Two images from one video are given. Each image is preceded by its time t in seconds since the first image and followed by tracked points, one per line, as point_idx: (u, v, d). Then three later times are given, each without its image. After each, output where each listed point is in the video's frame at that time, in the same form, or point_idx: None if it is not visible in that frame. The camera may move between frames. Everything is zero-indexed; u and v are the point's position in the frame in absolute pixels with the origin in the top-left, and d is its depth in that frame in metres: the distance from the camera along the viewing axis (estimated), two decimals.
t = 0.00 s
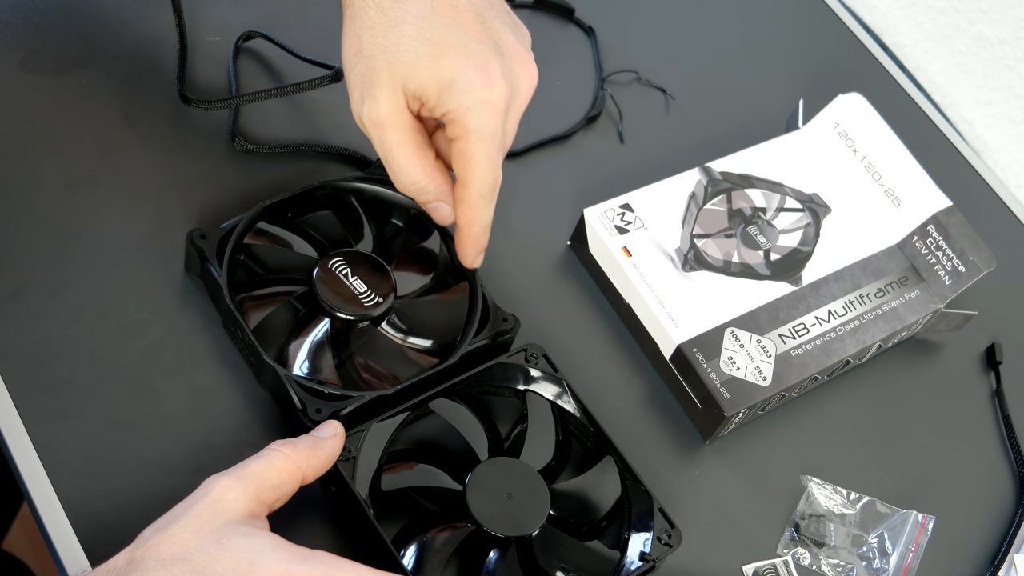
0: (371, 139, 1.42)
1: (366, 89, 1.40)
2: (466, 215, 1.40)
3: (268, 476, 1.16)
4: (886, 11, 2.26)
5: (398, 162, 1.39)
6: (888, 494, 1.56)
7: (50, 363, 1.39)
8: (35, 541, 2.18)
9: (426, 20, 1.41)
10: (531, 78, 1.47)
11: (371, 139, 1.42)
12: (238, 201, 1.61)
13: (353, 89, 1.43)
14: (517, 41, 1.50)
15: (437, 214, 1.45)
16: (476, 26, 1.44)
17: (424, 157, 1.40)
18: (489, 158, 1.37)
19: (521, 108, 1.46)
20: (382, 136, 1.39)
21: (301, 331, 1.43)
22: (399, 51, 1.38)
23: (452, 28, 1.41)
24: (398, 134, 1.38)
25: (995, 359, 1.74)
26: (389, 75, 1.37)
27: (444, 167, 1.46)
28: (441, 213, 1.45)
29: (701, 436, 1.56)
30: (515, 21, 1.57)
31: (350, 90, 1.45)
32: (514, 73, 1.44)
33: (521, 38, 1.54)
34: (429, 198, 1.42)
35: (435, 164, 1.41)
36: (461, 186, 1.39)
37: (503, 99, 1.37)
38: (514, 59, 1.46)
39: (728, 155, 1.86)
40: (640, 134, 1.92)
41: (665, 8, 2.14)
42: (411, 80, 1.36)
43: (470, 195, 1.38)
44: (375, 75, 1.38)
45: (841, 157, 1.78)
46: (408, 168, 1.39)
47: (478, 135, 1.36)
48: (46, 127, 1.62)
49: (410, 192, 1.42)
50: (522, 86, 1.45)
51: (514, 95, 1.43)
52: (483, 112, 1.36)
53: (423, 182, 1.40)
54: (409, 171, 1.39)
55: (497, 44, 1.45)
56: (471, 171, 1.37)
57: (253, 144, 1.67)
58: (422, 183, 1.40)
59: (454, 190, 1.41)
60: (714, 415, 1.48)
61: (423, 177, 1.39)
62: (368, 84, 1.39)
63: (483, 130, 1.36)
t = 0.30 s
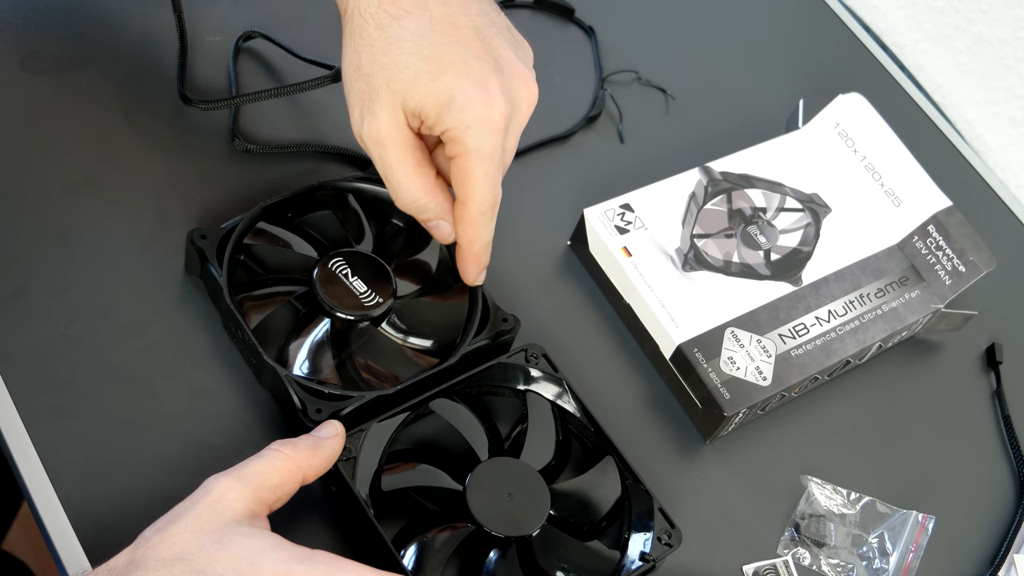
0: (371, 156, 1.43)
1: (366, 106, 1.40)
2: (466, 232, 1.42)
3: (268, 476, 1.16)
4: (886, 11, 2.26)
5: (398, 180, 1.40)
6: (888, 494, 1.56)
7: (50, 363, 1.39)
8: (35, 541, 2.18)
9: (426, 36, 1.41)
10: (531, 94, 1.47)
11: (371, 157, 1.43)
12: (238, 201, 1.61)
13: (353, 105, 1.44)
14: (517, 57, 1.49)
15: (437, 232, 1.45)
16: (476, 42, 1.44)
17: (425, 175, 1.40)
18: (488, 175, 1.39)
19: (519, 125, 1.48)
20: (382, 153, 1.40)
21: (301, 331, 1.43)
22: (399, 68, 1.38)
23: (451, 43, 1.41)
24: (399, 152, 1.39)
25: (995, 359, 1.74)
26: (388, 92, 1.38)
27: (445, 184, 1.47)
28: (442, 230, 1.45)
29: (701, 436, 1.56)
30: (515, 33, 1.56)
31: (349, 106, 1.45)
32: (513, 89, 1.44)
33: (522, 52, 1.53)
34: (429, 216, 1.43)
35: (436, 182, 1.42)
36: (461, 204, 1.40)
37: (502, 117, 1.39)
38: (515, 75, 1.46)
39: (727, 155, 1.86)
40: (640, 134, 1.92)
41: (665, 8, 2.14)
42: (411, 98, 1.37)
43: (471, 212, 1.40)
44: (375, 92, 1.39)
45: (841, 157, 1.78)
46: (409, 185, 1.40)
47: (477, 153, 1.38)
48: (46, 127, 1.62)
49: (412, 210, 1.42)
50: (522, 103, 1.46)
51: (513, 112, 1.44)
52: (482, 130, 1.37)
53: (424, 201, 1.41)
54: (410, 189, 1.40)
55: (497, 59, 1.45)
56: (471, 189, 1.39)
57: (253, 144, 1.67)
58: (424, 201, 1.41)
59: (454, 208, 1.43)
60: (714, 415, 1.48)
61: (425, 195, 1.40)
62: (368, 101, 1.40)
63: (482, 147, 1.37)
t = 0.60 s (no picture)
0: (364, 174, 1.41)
1: (357, 123, 1.38)
2: (459, 251, 1.40)
3: (268, 476, 1.16)
4: (886, 11, 2.26)
5: (390, 198, 1.39)
6: (888, 494, 1.56)
7: (50, 363, 1.39)
8: (35, 541, 2.18)
9: (418, 54, 1.39)
10: (524, 112, 1.45)
11: (365, 174, 1.41)
12: (238, 201, 1.61)
13: (346, 123, 1.42)
14: (512, 74, 1.47)
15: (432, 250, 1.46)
16: (468, 59, 1.42)
17: (418, 193, 1.40)
18: (480, 194, 1.37)
19: (513, 142, 1.46)
20: (375, 170, 1.38)
21: (297, 329, 1.43)
22: (390, 85, 1.36)
23: (443, 61, 1.39)
24: (390, 169, 1.38)
25: (996, 359, 1.74)
26: (379, 109, 1.36)
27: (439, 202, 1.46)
28: (436, 249, 1.46)
29: (701, 436, 1.56)
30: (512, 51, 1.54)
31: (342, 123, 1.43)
32: (506, 107, 1.42)
33: (517, 70, 1.51)
34: (423, 234, 1.43)
35: (429, 199, 1.42)
36: (454, 223, 1.39)
37: (494, 134, 1.36)
38: (508, 93, 1.43)
39: (728, 155, 1.86)
40: (640, 134, 1.92)
41: (665, 8, 2.14)
42: (401, 115, 1.35)
43: (463, 231, 1.39)
44: (366, 109, 1.37)
45: (841, 157, 1.78)
46: (401, 203, 1.39)
47: (468, 171, 1.36)
48: (46, 126, 1.62)
49: (405, 227, 1.42)
50: (515, 121, 1.44)
51: (507, 130, 1.42)
52: (473, 148, 1.35)
53: (417, 218, 1.40)
54: (403, 208, 1.39)
55: (490, 77, 1.42)
56: (462, 208, 1.37)
57: (253, 143, 1.67)
58: (416, 218, 1.40)
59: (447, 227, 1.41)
60: (714, 415, 1.48)
61: (417, 212, 1.40)
62: (359, 119, 1.38)
63: (473, 165, 1.35)
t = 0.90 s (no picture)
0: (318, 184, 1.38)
1: (312, 130, 1.35)
2: (423, 270, 1.35)
3: (268, 476, 1.16)
4: (886, 11, 2.26)
5: (346, 208, 1.35)
6: (888, 494, 1.56)
7: (50, 363, 1.39)
8: (35, 542, 2.18)
9: (378, 66, 1.38)
10: (485, 127, 1.44)
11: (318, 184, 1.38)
12: (238, 201, 1.61)
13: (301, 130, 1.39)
14: (474, 89, 1.46)
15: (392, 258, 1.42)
16: (431, 73, 1.41)
17: (373, 204, 1.37)
18: (440, 209, 1.33)
19: (472, 157, 1.44)
20: (328, 179, 1.35)
21: (300, 331, 1.42)
22: (348, 97, 1.34)
23: (403, 75, 1.38)
24: (345, 178, 1.34)
25: (995, 359, 1.74)
26: (335, 119, 1.33)
27: (397, 211, 1.42)
28: (396, 255, 1.42)
29: (701, 436, 1.56)
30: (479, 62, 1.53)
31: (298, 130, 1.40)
32: (466, 122, 1.41)
33: (481, 83, 1.50)
34: (381, 242, 1.40)
35: (386, 209, 1.39)
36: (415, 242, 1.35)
37: (451, 151, 1.35)
38: (469, 108, 1.43)
39: (727, 155, 1.87)
40: (640, 134, 1.92)
41: (665, 8, 2.14)
42: (358, 128, 1.33)
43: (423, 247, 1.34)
44: (322, 118, 1.34)
45: (841, 157, 1.78)
46: (356, 214, 1.36)
47: (424, 187, 1.33)
48: (46, 126, 1.62)
49: (361, 237, 1.39)
50: (475, 135, 1.43)
51: (465, 145, 1.41)
52: (429, 164, 1.33)
53: (374, 228, 1.37)
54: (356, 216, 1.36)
55: (451, 91, 1.42)
56: (423, 226, 1.33)
57: (253, 143, 1.68)
58: (373, 229, 1.37)
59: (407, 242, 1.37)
60: (714, 415, 1.48)
61: (374, 223, 1.37)
62: (314, 127, 1.35)
63: (429, 181, 1.33)
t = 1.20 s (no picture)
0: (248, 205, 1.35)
1: (238, 152, 1.34)
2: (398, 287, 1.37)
3: (268, 476, 1.16)
4: (886, 11, 2.26)
5: (279, 227, 1.32)
6: (888, 494, 1.56)
7: (50, 363, 1.39)
8: (35, 541, 2.18)
9: (303, 91, 1.38)
10: (418, 143, 1.43)
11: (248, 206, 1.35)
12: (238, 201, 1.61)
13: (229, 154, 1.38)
14: (406, 107, 1.45)
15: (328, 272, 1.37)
16: (359, 97, 1.41)
17: (306, 219, 1.33)
18: (387, 228, 1.33)
19: (407, 175, 1.43)
20: (256, 198, 1.33)
21: (302, 332, 1.42)
22: (274, 123, 1.34)
23: (329, 101, 1.38)
24: (274, 197, 1.32)
25: (996, 359, 1.74)
26: (261, 142, 1.32)
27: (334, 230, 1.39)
28: (335, 269, 1.37)
29: (701, 436, 1.56)
30: (412, 75, 1.52)
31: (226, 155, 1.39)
32: (396, 142, 1.40)
33: (414, 98, 1.49)
34: (317, 259, 1.35)
35: (320, 224, 1.35)
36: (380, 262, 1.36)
37: (381, 175, 1.35)
38: (399, 127, 1.42)
39: (727, 155, 1.87)
40: (640, 134, 1.92)
41: (665, 7, 2.14)
42: (287, 154, 1.32)
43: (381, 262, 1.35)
44: (247, 141, 1.33)
45: (841, 157, 1.78)
46: (289, 232, 1.32)
47: (362, 213, 1.33)
48: (46, 126, 1.62)
49: (297, 258, 1.35)
50: (407, 153, 1.41)
51: (397, 164, 1.40)
52: (362, 190, 1.33)
53: (306, 245, 1.33)
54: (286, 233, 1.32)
55: (379, 114, 1.41)
56: (379, 245, 1.34)
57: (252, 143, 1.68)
58: (308, 246, 1.33)
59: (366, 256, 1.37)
60: (714, 415, 1.48)
61: (308, 240, 1.33)
62: (239, 150, 1.34)
63: (367, 207, 1.33)
